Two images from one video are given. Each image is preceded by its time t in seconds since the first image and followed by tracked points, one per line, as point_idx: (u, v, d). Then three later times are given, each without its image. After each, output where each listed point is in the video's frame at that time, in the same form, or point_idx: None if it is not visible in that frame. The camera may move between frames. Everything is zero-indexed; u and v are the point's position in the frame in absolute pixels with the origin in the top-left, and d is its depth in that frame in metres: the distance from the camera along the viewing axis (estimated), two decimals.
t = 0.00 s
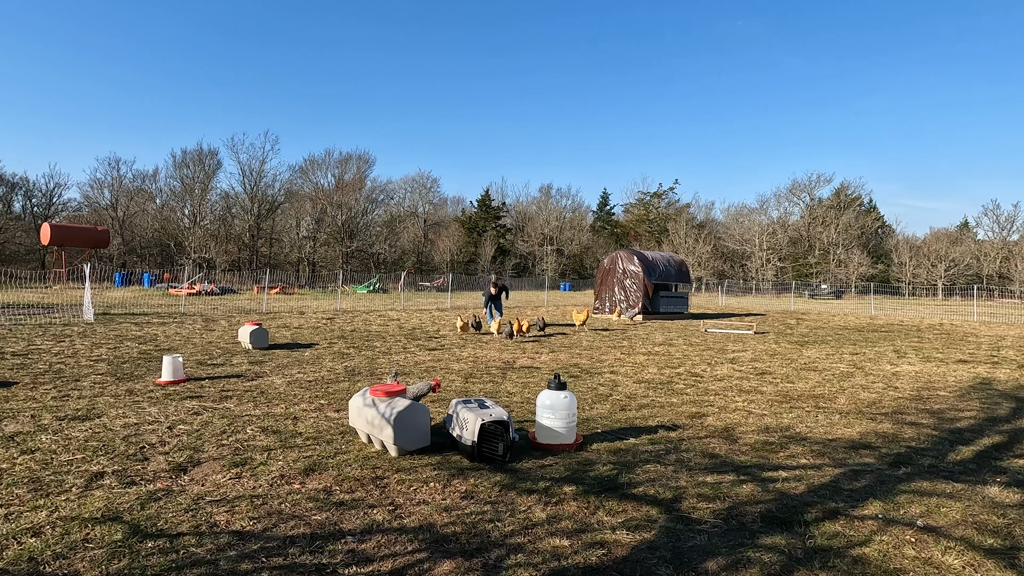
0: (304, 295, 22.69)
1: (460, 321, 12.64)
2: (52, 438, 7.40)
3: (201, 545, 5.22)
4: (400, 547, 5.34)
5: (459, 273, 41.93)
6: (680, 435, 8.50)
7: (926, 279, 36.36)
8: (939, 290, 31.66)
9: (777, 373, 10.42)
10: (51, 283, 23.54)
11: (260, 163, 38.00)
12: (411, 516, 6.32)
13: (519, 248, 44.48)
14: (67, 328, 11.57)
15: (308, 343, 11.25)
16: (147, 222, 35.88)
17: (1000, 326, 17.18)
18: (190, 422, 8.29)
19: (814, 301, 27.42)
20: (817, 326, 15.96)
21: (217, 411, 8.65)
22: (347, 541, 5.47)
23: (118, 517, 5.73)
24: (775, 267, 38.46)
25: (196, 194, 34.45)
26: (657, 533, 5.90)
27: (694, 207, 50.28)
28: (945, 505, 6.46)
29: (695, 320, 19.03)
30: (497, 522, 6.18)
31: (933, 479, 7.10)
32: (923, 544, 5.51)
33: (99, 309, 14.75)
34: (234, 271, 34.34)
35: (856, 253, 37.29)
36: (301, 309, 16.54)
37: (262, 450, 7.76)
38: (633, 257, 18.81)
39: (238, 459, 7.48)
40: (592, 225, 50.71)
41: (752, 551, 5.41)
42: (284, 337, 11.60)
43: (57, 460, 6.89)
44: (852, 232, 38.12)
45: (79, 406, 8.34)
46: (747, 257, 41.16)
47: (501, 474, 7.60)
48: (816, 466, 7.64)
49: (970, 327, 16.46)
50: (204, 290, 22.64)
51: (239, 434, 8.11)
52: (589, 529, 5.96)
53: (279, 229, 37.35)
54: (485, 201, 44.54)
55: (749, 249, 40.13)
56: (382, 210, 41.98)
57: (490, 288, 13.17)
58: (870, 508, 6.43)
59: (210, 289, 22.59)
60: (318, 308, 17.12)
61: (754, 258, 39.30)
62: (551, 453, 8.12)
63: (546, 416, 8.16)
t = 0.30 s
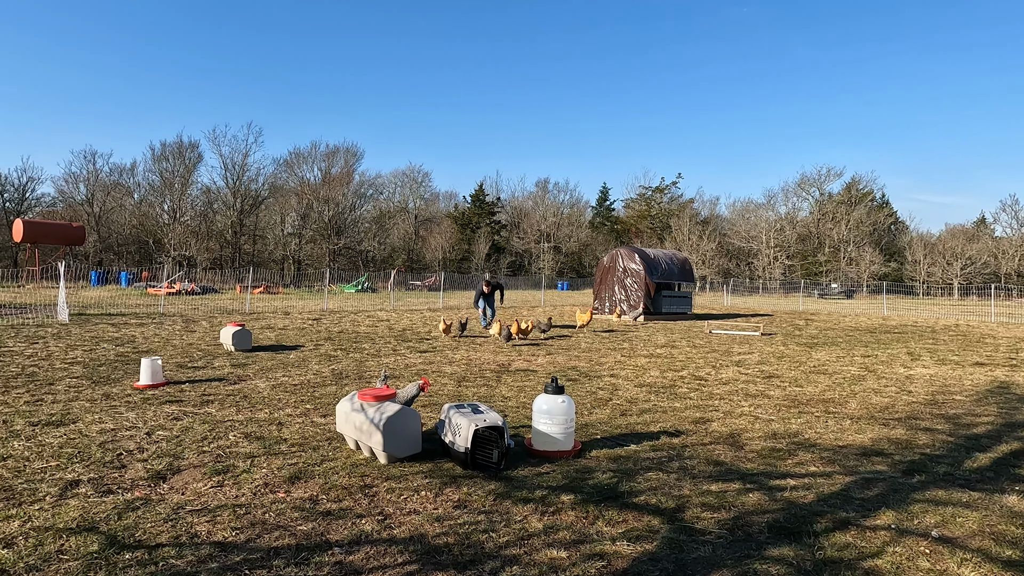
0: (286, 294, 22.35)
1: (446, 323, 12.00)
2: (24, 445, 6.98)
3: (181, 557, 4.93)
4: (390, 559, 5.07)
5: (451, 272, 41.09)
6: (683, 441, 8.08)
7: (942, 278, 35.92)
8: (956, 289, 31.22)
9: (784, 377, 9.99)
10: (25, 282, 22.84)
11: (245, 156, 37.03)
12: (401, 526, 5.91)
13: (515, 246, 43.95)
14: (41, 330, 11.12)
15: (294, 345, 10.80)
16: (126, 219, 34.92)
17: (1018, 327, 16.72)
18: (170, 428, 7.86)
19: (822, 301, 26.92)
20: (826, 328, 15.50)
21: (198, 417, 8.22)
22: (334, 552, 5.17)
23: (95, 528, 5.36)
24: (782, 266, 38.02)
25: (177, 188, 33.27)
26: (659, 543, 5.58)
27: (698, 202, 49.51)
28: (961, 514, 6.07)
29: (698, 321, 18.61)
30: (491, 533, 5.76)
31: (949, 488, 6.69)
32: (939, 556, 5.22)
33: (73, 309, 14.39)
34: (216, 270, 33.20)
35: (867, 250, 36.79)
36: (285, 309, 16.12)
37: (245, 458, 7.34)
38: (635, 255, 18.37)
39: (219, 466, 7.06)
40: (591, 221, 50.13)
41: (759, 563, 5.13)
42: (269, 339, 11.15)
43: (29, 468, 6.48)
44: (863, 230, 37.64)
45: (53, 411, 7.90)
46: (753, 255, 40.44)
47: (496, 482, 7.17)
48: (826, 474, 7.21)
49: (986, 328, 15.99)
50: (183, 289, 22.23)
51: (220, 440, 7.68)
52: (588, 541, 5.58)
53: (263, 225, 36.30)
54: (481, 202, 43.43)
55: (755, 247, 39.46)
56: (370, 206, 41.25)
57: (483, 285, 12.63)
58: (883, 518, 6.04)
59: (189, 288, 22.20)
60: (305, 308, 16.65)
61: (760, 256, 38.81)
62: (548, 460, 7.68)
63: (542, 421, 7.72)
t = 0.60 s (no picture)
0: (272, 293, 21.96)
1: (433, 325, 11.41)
2: None
3: (161, 570, 4.61)
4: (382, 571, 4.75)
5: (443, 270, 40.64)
6: (687, 447, 7.69)
7: (957, 276, 35.49)
8: (971, 288, 30.76)
9: (792, 380, 9.60)
10: None
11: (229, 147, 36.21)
12: (392, 536, 5.53)
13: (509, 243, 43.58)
14: (14, 331, 10.72)
15: (280, 347, 10.40)
16: (103, 215, 34.18)
17: None
18: (149, 433, 7.47)
19: (830, 301, 26.45)
20: (837, 329, 15.07)
21: (179, 422, 7.83)
22: (321, 564, 4.82)
23: (71, 539, 5.04)
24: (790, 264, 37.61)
25: (157, 182, 32.89)
26: (660, 555, 5.20)
27: (702, 197, 49.01)
28: (977, 524, 5.70)
29: (701, 321, 18.20)
30: (485, 544, 5.37)
31: (964, 497, 6.30)
32: (955, 569, 4.86)
33: (48, 309, 14.02)
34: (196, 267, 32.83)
35: (879, 248, 36.27)
36: (269, 309, 15.83)
37: (228, 465, 6.95)
38: (635, 253, 17.98)
39: (202, 473, 6.68)
40: (589, 217, 49.57)
41: None
42: (254, 341, 10.75)
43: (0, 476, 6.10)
44: (874, 227, 37.15)
45: (27, 416, 7.50)
46: (759, 252, 39.94)
47: (491, 490, 6.78)
48: (836, 481, 6.83)
49: (1003, 330, 15.56)
50: (163, 288, 21.89)
51: (202, 446, 7.29)
52: (587, 553, 5.22)
53: (247, 221, 35.95)
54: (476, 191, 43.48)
55: (762, 244, 38.99)
56: (359, 202, 40.67)
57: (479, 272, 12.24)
58: (895, 528, 5.67)
59: (170, 287, 21.84)
60: (292, 309, 16.23)
61: (767, 254, 38.36)
62: (544, 468, 7.29)
63: (539, 427, 7.33)
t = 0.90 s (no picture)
0: (258, 291, 21.62)
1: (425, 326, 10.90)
2: None
3: None
4: None
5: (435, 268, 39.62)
6: (690, 453, 7.34)
7: (972, 275, 35.11)
8: (986, 287, 30.32)
9: (799, 383, 9.24)
10: None
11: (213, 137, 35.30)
12: (382, 546, 5.22)
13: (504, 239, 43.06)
14: None
15: (265, 349, 10.03)
16: (81, 211, 33.02)
17: None
18: (129, 439, 7.11)
19: (837, 300, 26.07)
20: (846, 330, 14.70)
21: (160, 427, 7.47)
22: None
23: (47, 549, 4.78)
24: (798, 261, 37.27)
25: (137, 176, 31.93)
26: (661, 568, 4.86)
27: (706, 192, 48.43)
28: (994, 534, 5.38)
29: (705, 322, 17.84)
30: (479, 556, 5.03)
31: (980, 505, 5.96)
32: None
33: (24, 309, 13.71)
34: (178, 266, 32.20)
35: (890, 246, 36.00)
36: (253, 309, 15.49)
37: (211, 472, 6.60)
38: (636, 251, 17.61)
39: (184, 481, 6.34)
40: (589, 213, 49.09)
41: None
42: (238, 342, 10.39)
43: None
44: (886, 223, 36.70)
45: None
46: (767, 249, 39.43)
47: (485, 498, 6.43)
48: (846, 489, 6.48)
49: (1017, 330, 15.19)
50: (142, 288, 21.54)
51: (184, 453, 6.94)
52: (585, 566, 4.88)
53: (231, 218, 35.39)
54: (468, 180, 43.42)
55: (769, 241, 38.51)
56: (348, 197, 39.89)
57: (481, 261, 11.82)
58: (908, 538, 5.34)
59: (148, 286, 21.51)
60: (277, 309, 15.83)
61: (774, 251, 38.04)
62: (541, 475, 6.93)
63: (535, 432, 6.96)
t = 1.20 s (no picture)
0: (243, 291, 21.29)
1: (421, 327, 10.43)
2: None
3: None
4: None
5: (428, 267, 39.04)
6: (693, 460, 7.01)
7: (987, 273, 34.65)
8: (1002, 288, 29.85)
9: (806, 387, 8.90)
10: None
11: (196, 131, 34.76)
12: (373, 556, 4.92)
13: (499, 237, 42.49)
14: None
15: (251, 351, 9.70)
16: (59, 206, 31.99)
17: None
18: (108, 445, 6.77)
19: (847, 301, 25.63)
20: (856, 331, 14.33)
21: (141, 432, 7.12)
22: None
23: (22, 560, 4.53)
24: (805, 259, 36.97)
25: (116, 171, 31.17)
26: None
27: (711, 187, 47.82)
28: (1012, 545, 5.08)
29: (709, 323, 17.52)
30: (473, 568, 4.73)
31: (997, 514, 5.65)
32: None
33: None
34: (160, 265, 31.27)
35: (902, 243, 35.53)
36: (237, 309, 15.18)
37: (194, 479, 6.28)
38: (637, 249, 17.26)
39: (165, 488, 6.01)
40: (588, 209, 48.57)
41: None
42: (222, 344, 10.04)
43: None
44: (897, 220, 36.22)
45: None
46: (773, 247, 38.88)
47: (480, 507, 6.10)
48: (855, 497, 6.16)
49: None
50: (123, 287, 21.12)
51: (166, 459, 6.61)
52: None
53: (215, 214, 34.53)
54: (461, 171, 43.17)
55: (776, 238, 38.00)
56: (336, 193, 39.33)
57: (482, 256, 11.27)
58: (921, 548, 5.04)
59: (129, 286, 21.08)
60: (263, 309, 15.51)
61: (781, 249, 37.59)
62: (539, 482, 6.59)
63: (532, 437, 6.64)
